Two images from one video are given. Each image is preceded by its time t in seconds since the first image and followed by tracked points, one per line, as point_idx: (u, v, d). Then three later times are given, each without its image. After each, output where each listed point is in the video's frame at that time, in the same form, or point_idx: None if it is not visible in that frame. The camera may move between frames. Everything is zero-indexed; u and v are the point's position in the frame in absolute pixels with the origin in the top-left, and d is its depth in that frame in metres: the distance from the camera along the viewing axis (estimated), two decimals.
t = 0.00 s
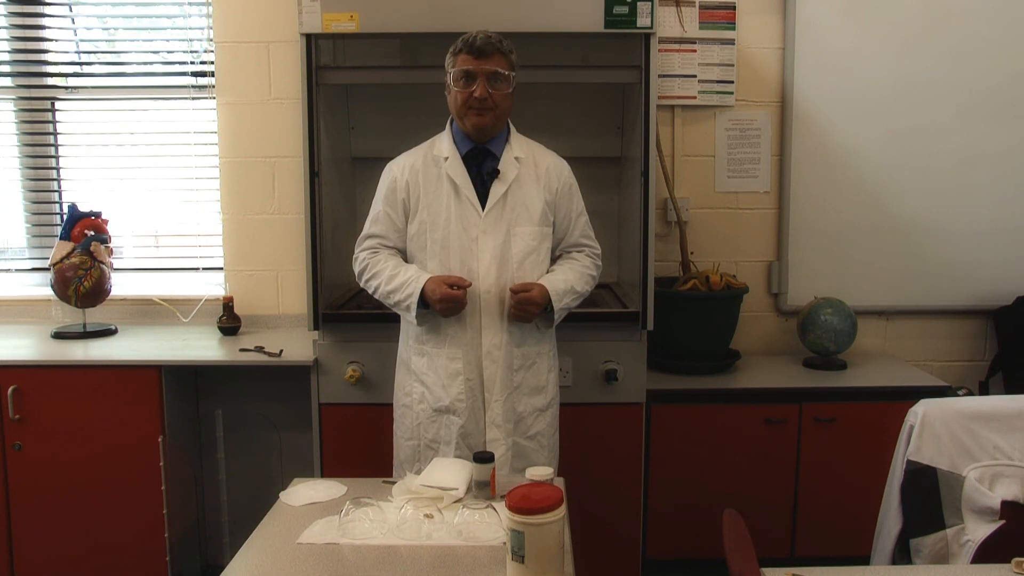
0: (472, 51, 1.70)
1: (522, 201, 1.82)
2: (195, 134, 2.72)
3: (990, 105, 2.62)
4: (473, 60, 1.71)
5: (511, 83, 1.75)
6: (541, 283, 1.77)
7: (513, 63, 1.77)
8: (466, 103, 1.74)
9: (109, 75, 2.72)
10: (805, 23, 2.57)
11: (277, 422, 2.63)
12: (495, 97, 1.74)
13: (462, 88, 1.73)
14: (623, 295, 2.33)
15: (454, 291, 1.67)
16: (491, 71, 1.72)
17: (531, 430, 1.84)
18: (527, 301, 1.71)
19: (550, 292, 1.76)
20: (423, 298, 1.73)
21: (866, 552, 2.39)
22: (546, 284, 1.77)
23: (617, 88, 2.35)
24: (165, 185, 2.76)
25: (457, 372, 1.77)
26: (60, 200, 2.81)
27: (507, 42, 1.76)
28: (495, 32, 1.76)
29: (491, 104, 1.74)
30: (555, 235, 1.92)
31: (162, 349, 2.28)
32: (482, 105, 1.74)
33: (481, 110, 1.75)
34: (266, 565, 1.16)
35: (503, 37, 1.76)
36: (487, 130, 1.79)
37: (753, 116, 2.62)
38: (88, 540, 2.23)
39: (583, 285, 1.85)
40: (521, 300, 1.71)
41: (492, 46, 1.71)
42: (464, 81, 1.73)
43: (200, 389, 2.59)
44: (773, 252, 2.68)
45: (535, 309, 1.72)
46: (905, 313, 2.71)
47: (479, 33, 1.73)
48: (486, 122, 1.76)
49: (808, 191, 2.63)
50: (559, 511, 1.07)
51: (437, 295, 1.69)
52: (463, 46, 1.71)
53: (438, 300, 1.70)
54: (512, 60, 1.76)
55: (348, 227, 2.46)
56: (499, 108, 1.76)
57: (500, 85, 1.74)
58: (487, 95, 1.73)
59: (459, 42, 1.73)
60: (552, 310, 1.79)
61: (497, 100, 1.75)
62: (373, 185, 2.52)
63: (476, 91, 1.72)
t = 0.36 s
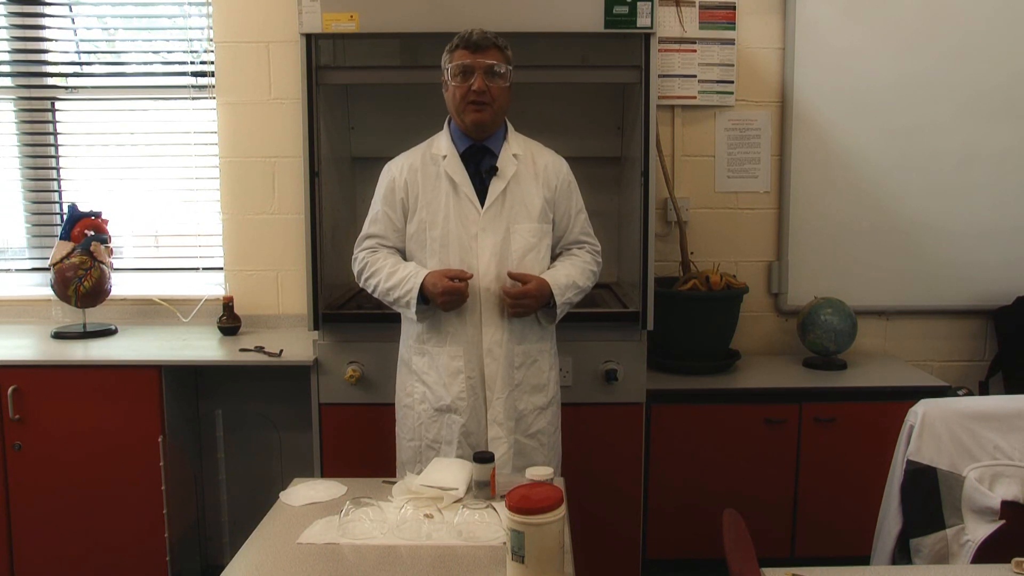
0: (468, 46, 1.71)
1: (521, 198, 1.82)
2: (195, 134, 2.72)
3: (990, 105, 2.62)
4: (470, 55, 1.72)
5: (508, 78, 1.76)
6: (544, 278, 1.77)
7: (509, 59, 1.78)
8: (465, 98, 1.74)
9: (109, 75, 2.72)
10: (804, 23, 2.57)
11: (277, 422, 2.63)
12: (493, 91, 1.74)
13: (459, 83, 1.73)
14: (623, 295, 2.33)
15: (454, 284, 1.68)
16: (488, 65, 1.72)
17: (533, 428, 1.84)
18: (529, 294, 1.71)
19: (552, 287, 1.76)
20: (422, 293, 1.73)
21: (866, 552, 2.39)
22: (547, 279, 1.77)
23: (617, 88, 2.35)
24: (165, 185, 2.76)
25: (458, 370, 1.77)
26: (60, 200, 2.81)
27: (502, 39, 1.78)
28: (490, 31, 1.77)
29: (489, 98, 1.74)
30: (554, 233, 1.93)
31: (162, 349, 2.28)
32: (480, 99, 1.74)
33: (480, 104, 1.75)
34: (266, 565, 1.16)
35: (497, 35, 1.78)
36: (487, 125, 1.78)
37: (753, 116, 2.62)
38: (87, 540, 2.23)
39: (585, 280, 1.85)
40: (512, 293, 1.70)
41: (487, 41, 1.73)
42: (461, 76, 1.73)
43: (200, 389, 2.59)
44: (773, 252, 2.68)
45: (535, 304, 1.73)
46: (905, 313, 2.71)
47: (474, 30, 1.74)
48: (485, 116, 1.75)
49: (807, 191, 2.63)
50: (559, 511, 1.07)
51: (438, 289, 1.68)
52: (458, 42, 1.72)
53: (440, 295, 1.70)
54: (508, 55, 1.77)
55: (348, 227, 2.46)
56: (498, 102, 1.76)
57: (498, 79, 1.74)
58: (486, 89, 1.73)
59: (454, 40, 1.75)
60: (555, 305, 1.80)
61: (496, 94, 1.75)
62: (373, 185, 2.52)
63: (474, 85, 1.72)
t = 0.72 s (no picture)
0: (469, 57, 1.68)
1: (521, 198, 1.82)
2: (195, 134, 2.72)
3: (990, 105, 2.62)
4: (470, 65, 1.70)
5: (507, 87, 1.75)
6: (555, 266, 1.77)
7: (510, 65, 1.76)
8: (464, 108, 1.74)
9: (109, 75, 2.72)
10: (804, 23, 2.57)
11: (277, 422, 2.63)
12: (492, 102, 1.74)
13: (459, 93, 1.73)
14: (623, 295, 2.33)
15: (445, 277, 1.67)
16: (488, 77, 1.71)
17: (535, 427, 1.84)
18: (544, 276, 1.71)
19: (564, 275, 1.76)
20: (421, 288, 1.73)
21: (866, 552, 2.39)
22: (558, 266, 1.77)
23: (617, 88, 2.35)
24: (165, 185, 2.76)
25: (460, 370, 1.77)
26: (60, 200, 2.81)
27: (503, 43, 1.74)
28: (492, 34, 1.73)
29: (489, 109, 1.74)
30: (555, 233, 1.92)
31: (162, 349, 2.28)
32: (480, 110, 1.74)
33: (479, 115, 1.75)
34: (267, 565, 1.16)
35: (498, 38, 1.74)
36: (486, 133, 1.79)
37: (753, 116, 2.62)
38: (87, 540, 2.23)
39: (592, 274, 1.85)
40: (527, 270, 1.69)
41: (488, 50, 1.70)
42: (461, 86, 1.72)
43: (200, 389, 2.59)
44: (774, 252, 2.68)
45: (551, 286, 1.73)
46: (905, 313, 2.71)
47: (475, 35, 1.70)
48: (484, 127, 1.76)
49: (807, 192, 2.63)
50: (559, 511, 1.07)
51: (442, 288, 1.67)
52: (459, 50, 1.69)
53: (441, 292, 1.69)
54: (508, 62, 1.75)
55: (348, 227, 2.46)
56: (497, 112, 1.76)
57: (497, 89, 1.74)
58: (485, 101, 1.72)
59: (454, 45, 1.71)
60: (566, 296, 1.80)
61: (495, 105, 1.75)
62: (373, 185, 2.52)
63: (474, 97, 1.71)
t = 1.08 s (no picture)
0: (469, 65, 1.67)
1: (522, 200, 1.83)
2: (195, 134, 2.72)
3: (990, 105, 2.62)
4: (471, 74, 1.69)
5: (509, 93, 1.74)
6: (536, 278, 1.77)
7: (511, 69, 1.74)
8: (465, 115, 1.74)
9: (109, 75, 2.72)
10: (804, 23, 2.57)
11: (277, 422, 2.63)
12: (492, 110, 1.73)
13: (460, 100, 1.72)
14: (623, 295, 2.33)
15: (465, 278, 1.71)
16: (489, 85, 1.70)
17: (535, 427, 1.83)
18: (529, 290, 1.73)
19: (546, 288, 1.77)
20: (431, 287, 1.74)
21: (866, 552, 2.38)
22: (540, 278, 1.77)
23: (617, 88, 2.35)
24: (165, 185, 2.76)
25: (459, 370, 1.77)
26: (60, 200, 2.81)
27: (504, 46, 1.71)
28: (494, 37, 1.70)
29: (489, 116, 1.74)
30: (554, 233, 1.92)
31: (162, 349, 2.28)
32: (480, 118, 1.74)
33: (479, 121, 1.75)
34: (267, 565, 1.16)
35: (501, 41, 1.71)
36: (486, 138, 1.80)
37: (753, 116, 2.62)
38: (87, 540, 2.22)
39: (582, 280, 1.84)
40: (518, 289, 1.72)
41: (489, 58, 1.67)
42: (462, 93, 1.71)
43: (200, 389, 2.59)
44: (774, 252, 2.68)
45: (530, 300, 1.73)
46: (905, 313, 2.71)
47: (476, 41, 1.67)
48: (484, 133, 1.77)
49: (807, 192, 2.63)
50: (559, 511, 1.07)
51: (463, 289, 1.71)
52: (460, 58, 1.68)
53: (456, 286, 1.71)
54: (510, 67, 1.73)
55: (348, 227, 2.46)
56: (498, 118, 1.76)
57: (498, 96, 1.73)
58: (486, 110, 1.72)
59: (455, 50, 1.69)
60: (551, 305, 1.80)
61: (496, 112, 1.74)
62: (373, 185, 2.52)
63: (475, 106, 1.71)
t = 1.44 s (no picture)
0: (476, 70, 1.65)
1: (534, 201, 1.82)
2: (195, 134, 2.72)
3: (990, 105, 2.62)
4: (478, 78, 1.67)
5: (517, 96, 1.72)
6: (551, 278, 1.77)
7: (520, 71, 1.72)
8: (473, 119, 1.73)
9: (109, 75, 2.72)
10: (804, 23, 2.57)
11: (277, 422, 2.63)
12: (501, 113, 1.71)
13: (467, 104, 1.71)
14: (623, 295, 2.33)
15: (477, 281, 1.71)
16: (497, 89, 1.68)
17: (549, 428, 1.84)
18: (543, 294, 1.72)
19: (560, 288, 1.76)
20: (444, 293, 1.74)
21: (866, 552, 2.39)
22: (554, 279, 1.77)
23: (617, 88, 2.35)
24: (165, 185, 2.76)
25: (474, 374, 1.77)
26: (60, 200, 2.81)
27: (512, 48, 1.69)
28: (501, 39, 1.68)
29: (498, 120, 1.72)
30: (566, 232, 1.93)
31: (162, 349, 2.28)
32: (489, 122, 1.72)
33: (488, 125, 1.74)
34: (267, 565, 1.16)
35: (508, 42, 1.68)
36: (496, 140, 1.78)
37: (753, 116, 2.62)
38: (87, 540, 2.23)
39: (595, 279, 1.84)
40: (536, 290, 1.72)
41: (496, 61, 1.66)
42: (469, 97, 1.70)
43: (200, 389, 2.59)
44: (774, 252, 2.68)
45: (545, 302, 1.73)
46: (905, 313, 2.71)
47: (483, 45, 1.65)
48: (493, 136, 1.76)
49: (807, 191, 2.63)
50: (559, 511, 1.07)
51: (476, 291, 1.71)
52: (467, 61, 1.66)
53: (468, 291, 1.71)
54: (518, 69, 1.71)
55: (348, 227, 2.46)
56: (507, 121, 1.74)
57: (506, 100, 1.71)
58: (494, 114, 1.71)
59: (462, 52, 1.67)
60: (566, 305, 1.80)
61: (504, 115, 1.73)
62: (373, 185, 2.52)
63: (483, 111, 1.70)
